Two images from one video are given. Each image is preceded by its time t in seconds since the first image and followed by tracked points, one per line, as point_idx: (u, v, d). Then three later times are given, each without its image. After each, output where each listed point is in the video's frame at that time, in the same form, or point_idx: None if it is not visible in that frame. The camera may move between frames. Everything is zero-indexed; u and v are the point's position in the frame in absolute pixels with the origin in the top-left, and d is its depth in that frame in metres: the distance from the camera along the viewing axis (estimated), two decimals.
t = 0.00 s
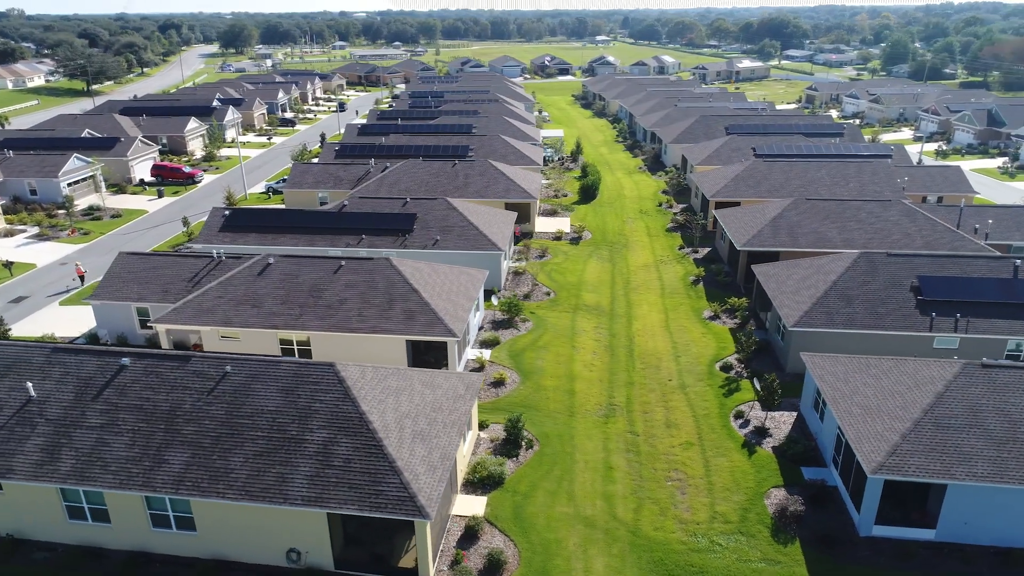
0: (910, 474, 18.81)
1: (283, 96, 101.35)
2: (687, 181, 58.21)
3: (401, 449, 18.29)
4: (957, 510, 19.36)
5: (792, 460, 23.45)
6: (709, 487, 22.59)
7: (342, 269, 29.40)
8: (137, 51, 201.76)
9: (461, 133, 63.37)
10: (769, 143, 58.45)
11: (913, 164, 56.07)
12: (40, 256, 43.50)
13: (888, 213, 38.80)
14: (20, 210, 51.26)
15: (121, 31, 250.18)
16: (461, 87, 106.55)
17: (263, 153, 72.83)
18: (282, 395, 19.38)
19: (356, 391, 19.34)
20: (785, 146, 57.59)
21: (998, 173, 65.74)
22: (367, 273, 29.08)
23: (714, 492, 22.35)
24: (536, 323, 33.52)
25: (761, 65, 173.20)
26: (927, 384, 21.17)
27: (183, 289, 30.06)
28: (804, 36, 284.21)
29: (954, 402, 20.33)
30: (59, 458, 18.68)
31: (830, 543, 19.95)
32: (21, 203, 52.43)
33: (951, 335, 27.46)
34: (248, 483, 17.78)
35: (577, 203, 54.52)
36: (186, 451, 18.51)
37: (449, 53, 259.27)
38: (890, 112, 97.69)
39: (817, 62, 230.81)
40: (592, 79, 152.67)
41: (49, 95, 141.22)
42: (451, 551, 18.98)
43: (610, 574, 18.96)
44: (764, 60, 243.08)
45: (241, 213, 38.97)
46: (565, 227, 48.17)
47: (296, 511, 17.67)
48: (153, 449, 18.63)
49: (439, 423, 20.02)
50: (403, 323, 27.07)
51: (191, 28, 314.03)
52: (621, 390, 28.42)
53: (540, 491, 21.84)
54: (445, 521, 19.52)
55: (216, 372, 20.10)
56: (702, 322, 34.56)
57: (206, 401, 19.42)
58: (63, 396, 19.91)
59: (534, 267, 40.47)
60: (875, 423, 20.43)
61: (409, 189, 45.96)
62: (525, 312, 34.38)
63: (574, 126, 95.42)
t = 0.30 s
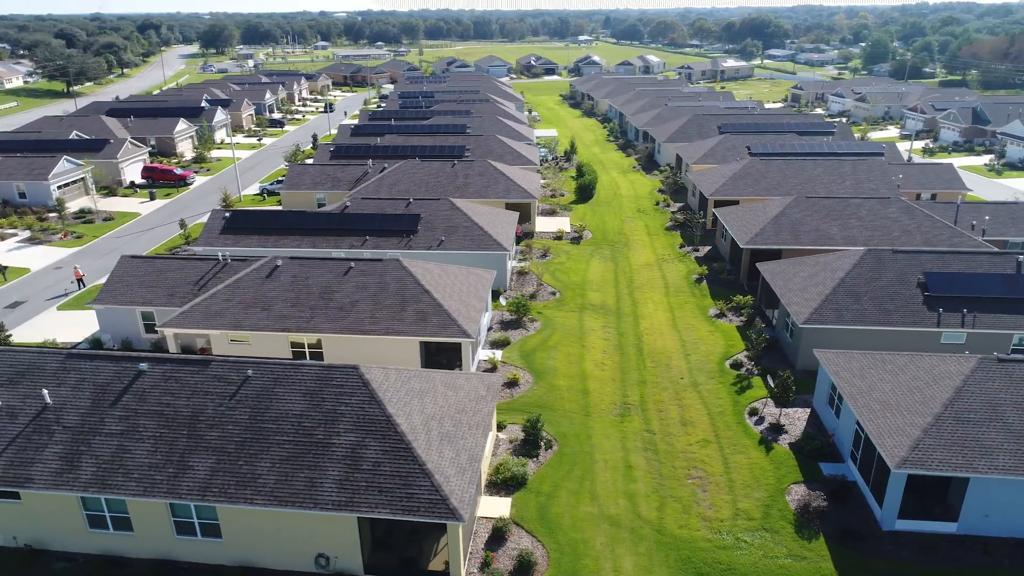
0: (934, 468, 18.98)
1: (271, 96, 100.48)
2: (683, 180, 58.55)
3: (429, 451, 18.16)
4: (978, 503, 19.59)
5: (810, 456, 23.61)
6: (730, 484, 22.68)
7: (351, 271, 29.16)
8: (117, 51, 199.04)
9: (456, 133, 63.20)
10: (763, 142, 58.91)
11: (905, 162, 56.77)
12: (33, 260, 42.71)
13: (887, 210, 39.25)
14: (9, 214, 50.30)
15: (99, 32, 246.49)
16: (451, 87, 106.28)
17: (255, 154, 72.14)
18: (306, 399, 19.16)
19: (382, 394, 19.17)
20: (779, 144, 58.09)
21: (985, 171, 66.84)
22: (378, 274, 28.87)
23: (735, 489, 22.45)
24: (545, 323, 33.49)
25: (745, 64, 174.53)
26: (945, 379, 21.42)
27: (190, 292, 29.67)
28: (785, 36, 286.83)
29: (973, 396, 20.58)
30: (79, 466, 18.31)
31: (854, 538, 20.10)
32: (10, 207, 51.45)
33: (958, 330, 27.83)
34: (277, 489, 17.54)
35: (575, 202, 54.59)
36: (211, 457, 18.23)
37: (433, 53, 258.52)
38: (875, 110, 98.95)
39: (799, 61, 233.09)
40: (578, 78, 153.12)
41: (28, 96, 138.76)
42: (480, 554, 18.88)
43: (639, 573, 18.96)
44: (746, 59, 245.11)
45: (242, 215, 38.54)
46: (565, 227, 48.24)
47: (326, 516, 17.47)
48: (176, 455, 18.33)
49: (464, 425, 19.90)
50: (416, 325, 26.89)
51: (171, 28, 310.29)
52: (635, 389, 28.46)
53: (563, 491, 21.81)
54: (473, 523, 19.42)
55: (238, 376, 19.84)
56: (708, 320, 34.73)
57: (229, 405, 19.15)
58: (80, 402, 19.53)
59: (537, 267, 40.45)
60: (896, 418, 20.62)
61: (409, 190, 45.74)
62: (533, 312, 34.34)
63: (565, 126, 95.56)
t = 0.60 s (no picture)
0: (955, 461, 19.20)
1: (258, 97, 99.49)
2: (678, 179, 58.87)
3: (458, 453, 18.07)
4: (997, 495, 19.87)
5: (826, 451, 23.83)
6: (749, 480, 22.84)
7: (361, 272, 28.93)
8: (95, 52, 195.90)
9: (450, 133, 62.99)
10: (756, 141, 59.39)
11: (896, 159, 57.52)
12: (25, 264, 41.84)
13: (885, 207, 39.73)
14: None
15: (75, 32, 242.46)
16: (439, 87, 105.93)
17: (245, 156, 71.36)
18: (331, 402, 18.97)
19: (407, 396, 19.05)
20: (773, 143, 58.58)
21: (971, 168, 67.94)
22: (388, 275, 28.68)
23: (755, 485, 22.59)
24: (552, 322, 33.49)
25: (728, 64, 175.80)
26: (960, 374, 21.71)
27: (196, 295, 29.28)
28: (765, 36, 289.36)
29: (989, 390, 20.88)
30: (101, 474, 17.97)
31: (875, 532, 20.31)
32: None
33: (963, 325, 28.23)
34: (306, 493, 17.35)
35: (572, 202, 54.69)
36: (236, 463, 17.97)
37: (416, 53, 257.47)
38: (860, 109, 100.20)
39: (780, 60, 235.32)
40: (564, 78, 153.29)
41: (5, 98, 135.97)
42: (509, 554, 18.85)
43: (667, 570, 19.01)
44: (728, 59, 247.07)
45: (242, 217, 38.08)
46: (565, 226, 48.30)
47: (356, 520, 17.30)
48: (200, 461, 18.05)
49: (489, 426, 19.82)
50: (429, 326, 26.75)
51: (148, 28, 306.15)
52: (646, 387, 28.56)
53: (586, 490, 21.83)
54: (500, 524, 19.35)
55: (259, 380, 19.59)
56: (714, 317, 34.95)
57: (252, 410, 18.90)
58: (98, 409, 19.16)
59: (540, 266, 40.45)
60: (915, 413, 20.87)
61: (408, 190, 45.50)
62: (540, 312, 34.32)
63: (555, 126, 95.66)
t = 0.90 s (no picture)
0: (974, 454, 19.47)
1: (243, 97, 98.42)
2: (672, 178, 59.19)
3: (487, 454, 17.99)
4: (1014, 486, 20.17)
5: (841, 446, 24.06)
6: (767, 476, 23.00)
7: (370, 274, 28.73)
8: (72, 52, 192.47)
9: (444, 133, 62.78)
10: (749, 139, 59.89)
11: (886, 157, 58.29)
12: (16, 269, 41.00)
13: (883, 204, 40.24)
14: None
15: (50, 32, 238.04)
16: (427, 87, 105.54)
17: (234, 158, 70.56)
18: (356, 405, 18.80)
19: (432, 397, 18.94)
20: (765, 142, 59.13)
21: (956, 165, 69.13)
22: (398, 277, 28.51)
23: (773, 481, 22.76)
24: (560, 322, 33.51)
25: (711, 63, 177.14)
26: (974, 368, 22.04)
27: (202, 299, 28.89)
28: (745, 35, 291.86)
29: (1003, 383, 21.21)
30: (123, 482, 17.64)
31: (895, 525, 20.54)
32: None
33: (967, 320, 28.68)
34: (335, 498, 17.16)
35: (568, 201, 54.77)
36: (262, 468, 17.74)
37: (398, 53, 256.33)
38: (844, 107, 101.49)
39: (760, 59, 237.47)
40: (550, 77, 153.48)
41: None
42: (538, 555, 18.81)
43: (695, 567, 19.09)
44: (709, 58, 249.02)
45: (242, 219, 37.66)
46: (563, 226, 48.37)
47: (387, 523, 17.16)
48: (226, 467, 17.80)
49: (514, 426, 19.76)
50: (442, 326, 26.62)
51: (124, 28, 301.45)
52: (658, 385, 28.66)
53: (608, 489, 21.86)
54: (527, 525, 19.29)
55: (281, 384, 19.36)
56: (718, 315, 35.18)
57: (276, 414, 18.68)
58: (117, 416, 18.82)
59: (543, 266, 40.46)
60: (932, 407, 21.15)
61: (406, 191, 45.25)
62: (547, 312, 34.32)
63: (544, 125, 95.74)
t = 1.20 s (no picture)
0: (991, 446, 19.79)
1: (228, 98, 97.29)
2: (666, 177, 59.51)
3: (515, 454, 17.95)
4: None
5: (854, 441, 24.36)
6: (783, 471, 23.20)
7: (379, 275, 28.55)
8: (46, 53, 188.82)
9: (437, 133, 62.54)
10: (741, 138, 60.38)
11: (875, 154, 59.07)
12: (8, 274, 40.11)
13: (879, 200, 40.76)
14: None
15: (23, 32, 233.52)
16: (414, 87, 105.06)
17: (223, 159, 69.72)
18: (382, 408, 18.68)
19: (458, 399, 18.88)
20: (756, 140, 59.66)
21: (941, 163, 70.31)
22: (407, 278, 28.35)
23: (790, 476, 22.96)
24: (566, 321, 33.60)
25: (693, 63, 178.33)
26: (985, 362, 22.38)
27: (208, 302, 28.49)
28: (725, 35, 294.28)
29: (1015, 377, 21.57)
30: (147, 490, 17.33)
31: (914, 517, 20.80)
32: None
33: (970, 314, 29.16)
34: (366, 501, 17.02)
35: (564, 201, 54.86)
36: (289, 473, 17.55)
37: (380, 53, 254.97)
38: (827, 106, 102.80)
39: (741, 58, 239.49)
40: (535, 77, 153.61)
41: None
42: (566, 554, 18.84)
43: (721, 563, 19.19)
44: (690, 57, 250.82)
45: (241, 221, 37.21)
46: (562, 225, 48.42)
47: (418, 526, 17.03)
48: (252, 473, 17.57)
49: (538, 426, 19.72)
50: (455, 327, 26.52)
51: (98, 28, 296.67)
52: (668, 383, 28.80)
53: (628, 487, 21.96)
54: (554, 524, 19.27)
55: (304, 388, 19.17)
56: (722, 312, 35.46)
57: (300, 418, 18.50)
58: (137, 422, 18.50)
59: (544, 265, 40.48)
60: (947, 401, 21.46)
61: (405, 191, 45.01)
62: (553, 311, 34.36)
63: (533, 125, 95.80)
